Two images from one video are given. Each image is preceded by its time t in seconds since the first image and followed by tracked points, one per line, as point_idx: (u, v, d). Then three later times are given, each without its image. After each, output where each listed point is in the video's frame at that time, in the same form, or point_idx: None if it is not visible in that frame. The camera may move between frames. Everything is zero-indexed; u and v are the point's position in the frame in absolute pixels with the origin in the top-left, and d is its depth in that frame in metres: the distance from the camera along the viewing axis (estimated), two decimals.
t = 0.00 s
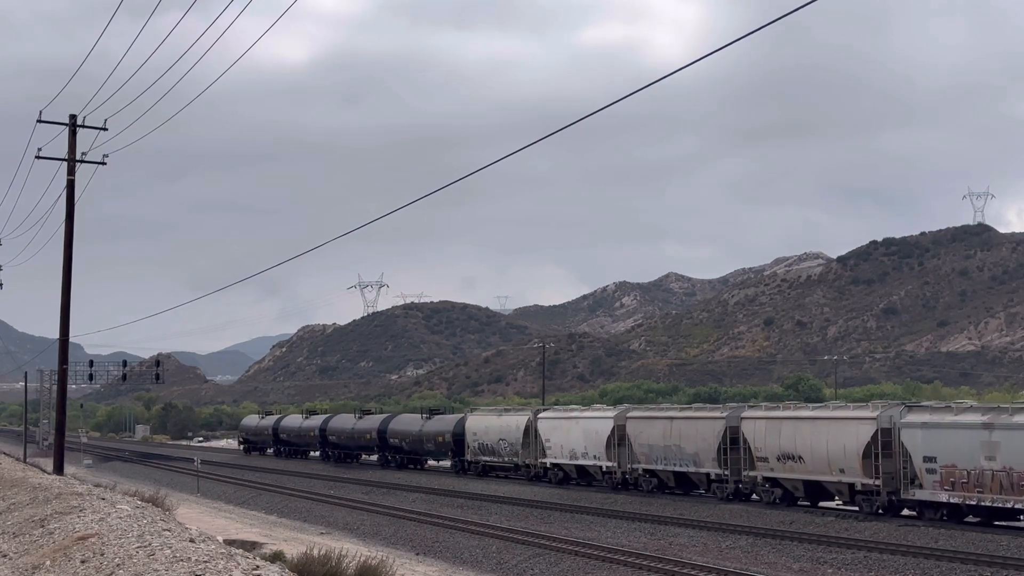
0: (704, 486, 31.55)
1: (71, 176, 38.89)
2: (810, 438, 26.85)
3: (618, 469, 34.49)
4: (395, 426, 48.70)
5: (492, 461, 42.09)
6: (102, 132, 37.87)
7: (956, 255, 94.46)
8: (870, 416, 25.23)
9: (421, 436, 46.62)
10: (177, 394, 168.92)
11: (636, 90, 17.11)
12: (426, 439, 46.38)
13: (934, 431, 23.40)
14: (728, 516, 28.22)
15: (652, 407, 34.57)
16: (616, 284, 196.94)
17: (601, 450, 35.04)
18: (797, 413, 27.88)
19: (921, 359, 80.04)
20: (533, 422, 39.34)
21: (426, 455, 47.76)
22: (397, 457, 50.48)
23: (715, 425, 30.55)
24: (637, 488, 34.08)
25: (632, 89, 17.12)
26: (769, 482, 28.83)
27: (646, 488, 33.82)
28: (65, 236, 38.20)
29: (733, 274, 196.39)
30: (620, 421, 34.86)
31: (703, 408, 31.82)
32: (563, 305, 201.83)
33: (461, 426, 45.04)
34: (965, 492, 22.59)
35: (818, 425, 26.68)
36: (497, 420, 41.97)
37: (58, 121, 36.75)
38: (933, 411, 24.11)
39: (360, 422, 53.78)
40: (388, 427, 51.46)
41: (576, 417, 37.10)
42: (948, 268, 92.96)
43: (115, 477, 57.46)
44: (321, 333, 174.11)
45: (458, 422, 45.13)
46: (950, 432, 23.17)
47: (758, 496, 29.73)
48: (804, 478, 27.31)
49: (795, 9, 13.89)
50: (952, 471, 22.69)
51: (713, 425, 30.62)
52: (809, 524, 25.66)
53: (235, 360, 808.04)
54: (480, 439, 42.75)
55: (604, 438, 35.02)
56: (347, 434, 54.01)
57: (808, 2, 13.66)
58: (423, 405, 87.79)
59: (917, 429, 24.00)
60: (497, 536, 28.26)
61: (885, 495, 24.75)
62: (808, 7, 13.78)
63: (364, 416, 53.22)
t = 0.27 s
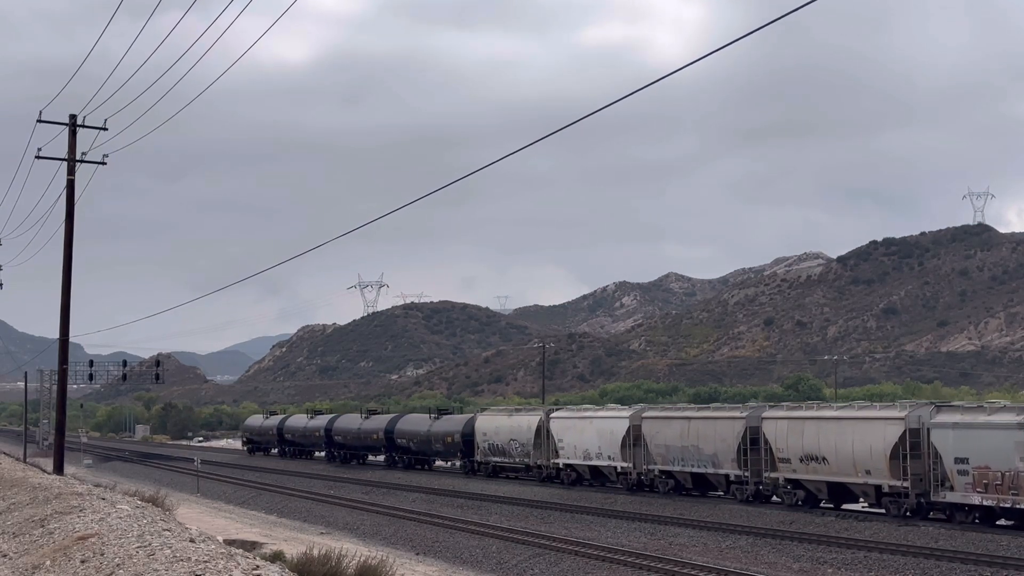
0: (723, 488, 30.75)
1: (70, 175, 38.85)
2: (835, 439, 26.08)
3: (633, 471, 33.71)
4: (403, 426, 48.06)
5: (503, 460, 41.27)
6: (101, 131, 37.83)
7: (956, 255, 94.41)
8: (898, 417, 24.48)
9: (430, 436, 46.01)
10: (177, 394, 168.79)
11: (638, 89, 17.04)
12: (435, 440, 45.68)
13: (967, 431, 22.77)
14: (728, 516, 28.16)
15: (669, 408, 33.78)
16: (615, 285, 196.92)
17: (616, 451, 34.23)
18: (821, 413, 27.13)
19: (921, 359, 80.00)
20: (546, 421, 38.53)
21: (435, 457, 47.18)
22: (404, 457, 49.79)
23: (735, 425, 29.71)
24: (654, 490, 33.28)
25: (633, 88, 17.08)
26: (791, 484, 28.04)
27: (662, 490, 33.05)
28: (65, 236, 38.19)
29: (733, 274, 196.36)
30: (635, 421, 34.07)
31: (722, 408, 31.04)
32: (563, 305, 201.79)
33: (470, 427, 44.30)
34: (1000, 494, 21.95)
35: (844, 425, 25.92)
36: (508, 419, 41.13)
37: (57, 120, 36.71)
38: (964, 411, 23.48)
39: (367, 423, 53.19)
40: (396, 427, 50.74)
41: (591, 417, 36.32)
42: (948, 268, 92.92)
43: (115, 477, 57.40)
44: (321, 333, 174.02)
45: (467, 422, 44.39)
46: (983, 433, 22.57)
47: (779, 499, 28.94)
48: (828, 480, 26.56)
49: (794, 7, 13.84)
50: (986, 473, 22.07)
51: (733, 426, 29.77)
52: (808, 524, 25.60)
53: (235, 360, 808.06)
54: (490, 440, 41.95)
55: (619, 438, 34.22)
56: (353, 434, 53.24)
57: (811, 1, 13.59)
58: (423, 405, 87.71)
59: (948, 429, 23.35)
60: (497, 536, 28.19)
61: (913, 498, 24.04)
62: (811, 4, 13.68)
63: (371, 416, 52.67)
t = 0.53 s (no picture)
0: (743, 490, 30.04)
1: (71, 176, 38.96)
2: (862, 440, 25.33)
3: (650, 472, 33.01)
4: (411, 426, 47.57)
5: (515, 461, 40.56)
6: (101, 132, 37.92)
7: (957, 255, 94.50)
8: (928, 417, 23.74)
9: (438, 437, 45.48)
10: (177, 394, 168.86)
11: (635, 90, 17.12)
12: (444, 440, 45.12)
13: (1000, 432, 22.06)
14: (728, 516, 28.24)
15: (686, 408, 33.05)
16: (615, 285, 197.04)
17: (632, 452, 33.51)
18: (847, 414, 26.38)
19: (921, 359, 80.07)
20: (559, 422, 37.80)
21: (443, 457, 46.68)
22: (412, 457, 49.26)
23: (756, 426, 28.99)
24: (671, 492, 32.58)
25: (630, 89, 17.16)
26: (814, 486, 27.31)
27: (679, 492, 32.35)
28: (65, 237, 38.30)
29: (733, 274, 196.50)
30: (652, 422, 33.35)
31: (742, 408, 30.34)
32: (563, 305, 201.90)
33: (480, 427, 43.67)
34: None
35: (870, 426, 25.20)
36: (519, 420, 40.41)
37: (58, 121, 36.80)
38: (997, 411, 22.75)
39: (374, 423, 52.76)
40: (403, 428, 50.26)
41: (605, 417, 35.62)
42: (948, 268, 93.02)
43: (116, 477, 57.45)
44: (321, 333, 174.11)
45: (477, 422, 43.73)
46: (1019, 434, 21.85)
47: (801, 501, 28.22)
48: (853, 482, 25.83)
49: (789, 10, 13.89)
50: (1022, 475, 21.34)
51: (754, 426, 29.06)
52: (808, 524, 25.67)
53: (235, 360, 808.24)
54: (501, 440, 41.25)
55: (635, 439, 33.48)
56: (360, 434, 52.68)
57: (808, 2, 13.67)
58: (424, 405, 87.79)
59: (981, 430, 22.61)
60: (497, 536, 28.26)
61: (943, 500, 23.33)
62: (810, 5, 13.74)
63: (378, 417, 52.20)
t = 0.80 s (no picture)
0: (763, 492, 29.29)
1: (71, 176, 38.97)
2: (889, 440, 24.52)
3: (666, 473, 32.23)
4: (419, 426, 47.01)
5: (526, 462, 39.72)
6: (101, 132, 37.90)
7: (957, 255, 94.49)
8: (958, 417, 22.94)
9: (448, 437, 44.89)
10: (177, 394, 168.93)
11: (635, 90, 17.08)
12: (453, 440, 44.50)
13: None
14: (728, 516, 28.23)
15: (704, 408, 32.24)
16: (615, 285, 197.09)
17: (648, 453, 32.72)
18: (874, 414, 25.56)
19: (921, 359, 80.06)
20: (571, 422, 36.96)
21: (453, 458, 46.11)
22: (420, 458, 48.68)
23: (778, 426, 28.20)
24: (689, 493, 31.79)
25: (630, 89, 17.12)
26: (839, 488, 26.52)
27: (697, 494, 31.56)
28: (65, 237, 38.31)
29: (733, 274, 196.56)
30: (668, 422, 32.55)
31: (763, 408, 29.54)
32: (563, 305, 201.95)
33: (490, 427, 43.01)
34: None
35: (898, 426, 24.39)
36: (531, 419, 39.53)
37: (58, 121, 36.80)
38: None
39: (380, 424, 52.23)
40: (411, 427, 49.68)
41: (620, 417, 34.82)
42: (948, 268, 93.01)
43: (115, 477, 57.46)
44: (321, 333, 174.15)
45: (487, 422, 43.03)
46: None
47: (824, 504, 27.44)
48: (880, 484, 25.02)
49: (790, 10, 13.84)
50: None
51: (776, 426, 28.26)
52: (808, 524, 25.65)
53: (235, 360, 808.31)
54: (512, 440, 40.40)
55: (651, 439, 32.69)
56: (367, 435, 52.14)
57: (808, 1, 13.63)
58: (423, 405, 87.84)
59: (1014, 430, 21.80)
60: (497, 536, 28.27)
61: (974, 503, 22.57)
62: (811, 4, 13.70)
63: (385, 416, 51.68)
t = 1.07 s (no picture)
0: (784, 494, 28.63)
1: (71, 176, 38.92)
2: (919, 442, 23.89)
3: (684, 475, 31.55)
4: (428, 427, 46.36)
5: (537, 462, 38.94)
6: (101, 131, 37.79)
7: (957, 255, 94.39)
8: (993, 418, 22.29)
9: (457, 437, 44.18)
10: (177, 394, 168.82)
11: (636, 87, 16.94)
12: (463, 441, 43.82)
13: None
14: (727, 516, 28.11)
15: (723, 407, 31.59)
16: (615, 285, 197.01)
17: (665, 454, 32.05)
18: (902, 414, 24.90)
19: (921, 359, 79.96)
20: (585, 422, 36.23)
21: (463, 458, 45.41)
22: (429, 458, 48.01)
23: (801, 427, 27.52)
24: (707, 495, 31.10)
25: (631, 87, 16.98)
26: (863, 490, 25.88)
27: (716, 495, 30.88)
28: (65, 237, 38.24)
29: (733, 274, 196.48)
30: (686, 422, 31.87)
31: (785, 408, 28.85)
32: (563, 306, 201.85)
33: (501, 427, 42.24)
34: None
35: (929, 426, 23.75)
36: (543, 419, 38.77)
37: (57, 121, 36.68)
38: None
39: (387, 424, 51.51)
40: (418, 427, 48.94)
41: (636, 418, 34.12)
42: (948, 268, 92.91)
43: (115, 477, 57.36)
44: (321, 333, 174.05)
45: (498, 422, 42.30)
46: None
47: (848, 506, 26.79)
48: (908, 486, 24.42)
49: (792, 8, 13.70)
50: None
51: (799, 426, 27.58)
52: (809, 524, 25.54)
53: (235, 360, 807.91)
54: (523, 440, 39.65)
55: (668, 439, 32.00)
56: (374, 435, 51.47)
57: None
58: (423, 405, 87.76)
59: None
60: (497, 536, 28.16)
61: (1007, 507, 21.94)
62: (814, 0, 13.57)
63: (392, 417, 50.95)
